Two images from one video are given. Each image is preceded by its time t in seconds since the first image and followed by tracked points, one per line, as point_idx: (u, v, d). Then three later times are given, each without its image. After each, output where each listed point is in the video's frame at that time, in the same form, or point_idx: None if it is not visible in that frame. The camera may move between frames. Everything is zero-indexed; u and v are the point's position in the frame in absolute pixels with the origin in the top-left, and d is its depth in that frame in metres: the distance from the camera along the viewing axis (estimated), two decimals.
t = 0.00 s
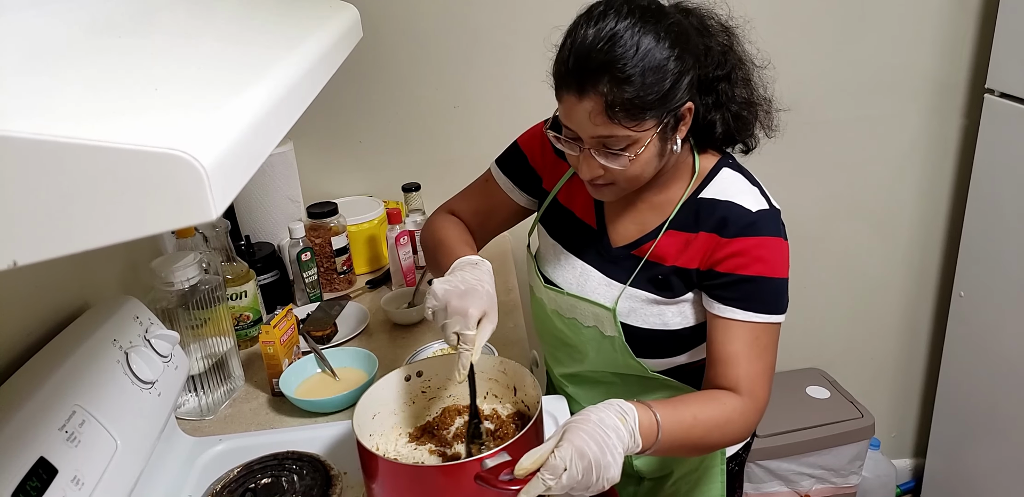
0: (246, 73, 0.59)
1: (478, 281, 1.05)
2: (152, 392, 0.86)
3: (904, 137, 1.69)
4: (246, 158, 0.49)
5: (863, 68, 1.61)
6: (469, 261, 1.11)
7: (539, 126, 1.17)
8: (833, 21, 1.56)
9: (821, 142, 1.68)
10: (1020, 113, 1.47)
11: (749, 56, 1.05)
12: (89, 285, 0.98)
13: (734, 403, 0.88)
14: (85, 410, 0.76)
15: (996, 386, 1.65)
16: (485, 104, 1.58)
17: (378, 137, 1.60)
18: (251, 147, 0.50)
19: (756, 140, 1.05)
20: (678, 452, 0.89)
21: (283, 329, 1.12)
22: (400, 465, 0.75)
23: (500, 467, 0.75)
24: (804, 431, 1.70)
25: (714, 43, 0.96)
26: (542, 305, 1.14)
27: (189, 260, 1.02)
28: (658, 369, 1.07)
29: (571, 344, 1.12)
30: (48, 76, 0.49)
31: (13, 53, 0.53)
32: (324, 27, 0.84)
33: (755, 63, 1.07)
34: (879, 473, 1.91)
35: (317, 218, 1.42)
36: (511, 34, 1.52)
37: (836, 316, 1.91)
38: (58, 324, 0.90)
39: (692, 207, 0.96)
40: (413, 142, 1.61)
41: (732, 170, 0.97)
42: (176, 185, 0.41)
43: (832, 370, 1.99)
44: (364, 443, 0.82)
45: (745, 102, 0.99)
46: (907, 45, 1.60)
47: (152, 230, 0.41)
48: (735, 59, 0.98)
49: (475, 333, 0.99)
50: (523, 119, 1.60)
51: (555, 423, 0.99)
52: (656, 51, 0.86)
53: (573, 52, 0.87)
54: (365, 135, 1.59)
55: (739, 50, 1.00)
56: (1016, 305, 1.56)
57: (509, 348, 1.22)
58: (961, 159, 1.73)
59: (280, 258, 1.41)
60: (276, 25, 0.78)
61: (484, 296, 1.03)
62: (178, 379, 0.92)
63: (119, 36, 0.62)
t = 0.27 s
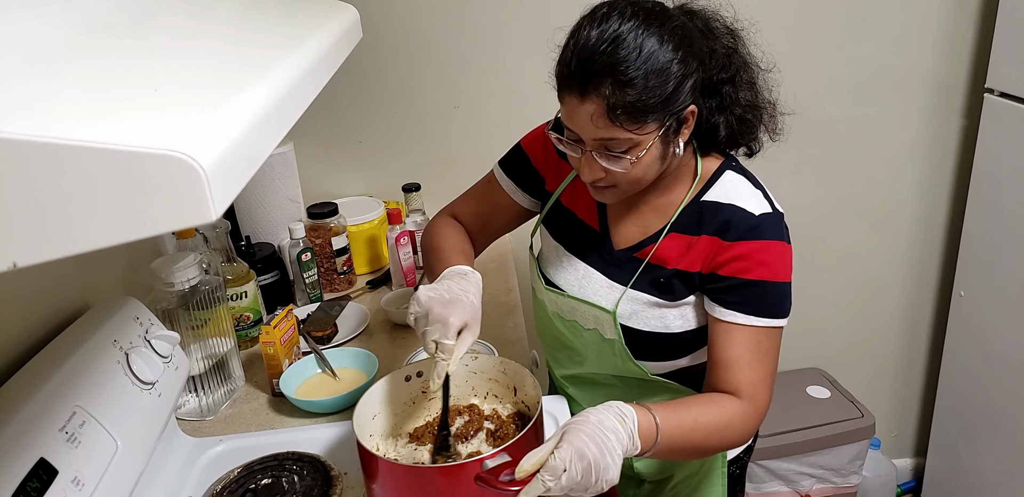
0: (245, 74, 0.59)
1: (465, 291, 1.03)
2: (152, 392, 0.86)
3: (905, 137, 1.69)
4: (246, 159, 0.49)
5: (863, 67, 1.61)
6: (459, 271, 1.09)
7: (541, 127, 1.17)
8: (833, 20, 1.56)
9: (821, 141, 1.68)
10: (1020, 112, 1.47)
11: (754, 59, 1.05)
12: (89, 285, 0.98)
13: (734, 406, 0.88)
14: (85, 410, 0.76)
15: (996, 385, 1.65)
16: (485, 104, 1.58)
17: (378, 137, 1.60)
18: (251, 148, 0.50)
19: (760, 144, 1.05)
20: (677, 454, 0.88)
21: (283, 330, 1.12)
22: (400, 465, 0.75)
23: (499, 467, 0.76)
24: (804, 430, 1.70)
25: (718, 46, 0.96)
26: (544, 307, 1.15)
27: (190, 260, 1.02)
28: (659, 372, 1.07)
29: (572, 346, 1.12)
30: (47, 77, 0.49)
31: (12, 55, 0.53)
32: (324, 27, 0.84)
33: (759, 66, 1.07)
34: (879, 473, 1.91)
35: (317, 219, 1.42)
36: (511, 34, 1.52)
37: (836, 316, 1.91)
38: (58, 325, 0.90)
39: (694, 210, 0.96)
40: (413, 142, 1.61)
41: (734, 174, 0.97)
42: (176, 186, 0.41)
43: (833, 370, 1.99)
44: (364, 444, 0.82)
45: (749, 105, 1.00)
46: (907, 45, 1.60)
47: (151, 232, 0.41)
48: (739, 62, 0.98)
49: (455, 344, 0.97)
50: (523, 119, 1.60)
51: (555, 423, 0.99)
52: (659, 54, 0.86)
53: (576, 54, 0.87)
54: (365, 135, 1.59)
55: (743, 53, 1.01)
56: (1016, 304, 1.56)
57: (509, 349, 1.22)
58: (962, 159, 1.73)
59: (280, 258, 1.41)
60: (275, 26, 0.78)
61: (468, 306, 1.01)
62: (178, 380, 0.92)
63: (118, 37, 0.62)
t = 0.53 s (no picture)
0: (245, 74, 0.59)
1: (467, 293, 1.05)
2: (153, 392, 0.86)
3: (905, 137, 1.69)
4: (246, 159, 0.49)
5: (864, 67, 1.61)
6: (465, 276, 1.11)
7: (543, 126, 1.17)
8: (833, 20, 1.56)
9: (822, 142, 1.68)
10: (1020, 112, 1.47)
11: (755, 59, 1.05)
12: (90, 285, 0.98)
13: (734, 406, 0.88)
14: (86, 410, 0.76)
15: (997, 386, 1.65)
16: (485, 105, 1.58)
17: (379, 138, 1.60)
18: (251, 147, 0.50)
19: (760, 144, 1.05)
20: (677, 455, 0.89)
21: (284, 330, 1.12)
22: (400, 465, 0.75)
23: (500, 468, 0.76)
24: (805, 431, 1.70)
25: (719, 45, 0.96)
26: (545, 306, 1.15)
27: (190, 259, 1.02)
28: (659, 371, 1.07)
29: (572, 345, 1.12)
30: (47, 78, 0.49)
31: (12, 55, 0.53)
32: (324, 27, 0.84)
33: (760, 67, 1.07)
34: (880, 473, 1.91)
35: (317, 219, 1.42)
36: (512, 34, 1.52)
37: (836, 316, 1.91)
38: (59, 325, 0.90)
39: (695, 209, 0.96)
40: (413, 143, 1.61)
41: (735, 173, 0.97)
42: (176, 186, 0.41)
43: (833, 370, 1.99)
44: (364, 443, 0.82)
45: (750, 105, 1.00)
46: (908, 45, 1.60)
47: (152, 232, 0.41)
48: (740, 62, 0.98)
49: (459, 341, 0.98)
50: (524, 119, 1.60)
51: (555, 423, 0.99)
52: (659, 53, 0.86)
53: (576, 52, 0.87)
54: (366, 135, 1.60)
55: (745, 53, 1.00)
56: (1017, 304, 1.56)
57: (509, 349, 1.22)
58: (962, 158, 1.73)
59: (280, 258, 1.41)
60: (275, 26, 0.78)
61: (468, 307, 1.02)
62: (179, 380, 0.93)
63: (118, 38, 0.62)
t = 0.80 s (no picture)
0: (245, 72, 0.59)
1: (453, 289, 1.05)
2: (153, 391, 0.86)
3: (906, 134, 1.69)
4: (247, 157, 0.48)
5: (864, 65, 1.61)
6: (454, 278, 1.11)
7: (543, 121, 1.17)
8: (834, 18, 1.55)
9: (822, 139, 1.67)
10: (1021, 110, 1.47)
11: (756, 57, 1.04)
12: (90, 284, 0.98)
13: (733, 403, 0.88)
14: (86, 408, 0.76)
15: (998, 383, 1.65)
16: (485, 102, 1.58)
17: (379, 136, 1.60)
18: (252, 146, 0.50)
19: (760, 142, 1.05)
20: (677, 453, 0.88)
21: (284, 328, 1.12)
22: (401, 463, 0.75)
23: (501, 466, 0.76)
24: (805, 428, 1.69)
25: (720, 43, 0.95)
26: (545, 303, 1.15)
27: (191, 257, 1.02)
28: (658, 368, 1.07)
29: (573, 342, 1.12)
30: (46, 75, 0.49)
31: (11, 53, 0.53)
32: (324, 24, 0.84)
33: (762, 66, 1.06)
34: (880, 471, 1.91)
35: (318, 216, 1.41)
36: (512, 32, 1.52)
37: (837, 314, 1.91)
38: (58, 323, 0.90)
39: (694, 206, 0.96)
40: (413, 140, 1.61)
41: (735, 171, 0.97)
42: (176, 184, 0.41)
43: (833, 368, 1.99)
44: (365, 442, 0.82)
45: (750, 103, 0.99)
46: (909, 42, 1.60)
47: (153, 230, 0.41)
48: (741, 61, 0.98)
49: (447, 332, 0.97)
50: (524, 117, 1.60)
51: (556, 421, 0.98)
52: (659, 49, 0.85)
53: (576, 48, 0.87)
54: (366, 133, 1.59)
55: (746, 51, 1.00)
56: (1018, 302, 1.55)
57: (510, 346, 1.22)
58: (963, 156, 1.73)
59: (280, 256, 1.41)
60: (275, 24, 0.78)
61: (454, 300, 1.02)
62: (179, 377, 0.92)
63: (118, 35, 0.62)
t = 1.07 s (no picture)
0: (246, 71, 0.59)
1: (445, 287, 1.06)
2: (153, 390, 0.86)
3: (907, 134, 1.69)
4: (248, 156, 0.48)
5: (865, 64, 1.60)
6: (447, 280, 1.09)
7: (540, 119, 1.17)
8: (834, 17, 1.55)
9: (823, 139, 1.67)
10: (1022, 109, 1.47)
11: (752, 55, 1.04)
12: (91, 284, 0.98)
13: (730, 399, 0.88)
14: (87, 407, 0.76)
15: (999, 383, 1.65)
16: (485, 102, 1.58)
17: (379, 135, 1.60)
18: (253, 146, 0.50)
19: (756, 141, 1.04)
20: (675, 450, 0.88)
21: (285, 327, 1.12)
22: (401, 462, 0.75)
23: (501, 466, 0.76)
24: (805, 428, 1.69)
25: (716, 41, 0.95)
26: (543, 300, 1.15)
27: (191, 256, 1.02)
28: (655, 363, 1.07)
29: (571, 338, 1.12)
30: (47, 75, 0.49)
31: (11, 53, 0.53)
32: (324, 24, 0.84)
33: (760, 65, 1.06)
34: (880, 470, 1.92)
35: (318, 216, 1.42)
36: (512, 31, 1.52)
37: (837, 313, 1.91)
38: (59, 323, 0.90)
39: (691, 203, 0.96)
40: (413, 140, 1.61)
41: (731, 167, 0.96)
42: (177, 183, 0.41)
43: (834, 367, 1.99)
44: (365, 441, 0.82)
45: (745, 101, 0.99)
46: (909, 42, 1.59)
47: (154, 230, 0.41)
48: (738, 59, 0.98)
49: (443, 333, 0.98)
50: (524, 116, 1.60)
51: (556, 420, 0.98)
52: (652, 45, 0.85)
53: (570, 43, 0.88)
54: (366, 132, 1.59)
55: (742, 49, 1.00)
56: (1018, 301, 1.55)
57: (510, 345, 1.22)
58: (963, 156, 1.73)
59: (281, 255, 1.41)
60: (274, 23, 0.78)
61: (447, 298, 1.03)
62: (180, 377, 0.93)
63: (118, 35, 0.62)
